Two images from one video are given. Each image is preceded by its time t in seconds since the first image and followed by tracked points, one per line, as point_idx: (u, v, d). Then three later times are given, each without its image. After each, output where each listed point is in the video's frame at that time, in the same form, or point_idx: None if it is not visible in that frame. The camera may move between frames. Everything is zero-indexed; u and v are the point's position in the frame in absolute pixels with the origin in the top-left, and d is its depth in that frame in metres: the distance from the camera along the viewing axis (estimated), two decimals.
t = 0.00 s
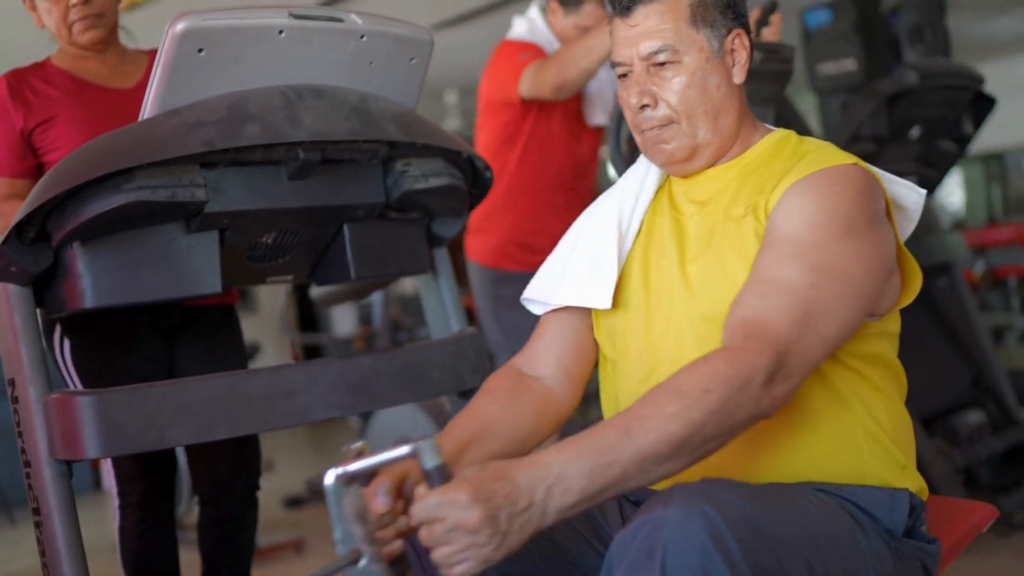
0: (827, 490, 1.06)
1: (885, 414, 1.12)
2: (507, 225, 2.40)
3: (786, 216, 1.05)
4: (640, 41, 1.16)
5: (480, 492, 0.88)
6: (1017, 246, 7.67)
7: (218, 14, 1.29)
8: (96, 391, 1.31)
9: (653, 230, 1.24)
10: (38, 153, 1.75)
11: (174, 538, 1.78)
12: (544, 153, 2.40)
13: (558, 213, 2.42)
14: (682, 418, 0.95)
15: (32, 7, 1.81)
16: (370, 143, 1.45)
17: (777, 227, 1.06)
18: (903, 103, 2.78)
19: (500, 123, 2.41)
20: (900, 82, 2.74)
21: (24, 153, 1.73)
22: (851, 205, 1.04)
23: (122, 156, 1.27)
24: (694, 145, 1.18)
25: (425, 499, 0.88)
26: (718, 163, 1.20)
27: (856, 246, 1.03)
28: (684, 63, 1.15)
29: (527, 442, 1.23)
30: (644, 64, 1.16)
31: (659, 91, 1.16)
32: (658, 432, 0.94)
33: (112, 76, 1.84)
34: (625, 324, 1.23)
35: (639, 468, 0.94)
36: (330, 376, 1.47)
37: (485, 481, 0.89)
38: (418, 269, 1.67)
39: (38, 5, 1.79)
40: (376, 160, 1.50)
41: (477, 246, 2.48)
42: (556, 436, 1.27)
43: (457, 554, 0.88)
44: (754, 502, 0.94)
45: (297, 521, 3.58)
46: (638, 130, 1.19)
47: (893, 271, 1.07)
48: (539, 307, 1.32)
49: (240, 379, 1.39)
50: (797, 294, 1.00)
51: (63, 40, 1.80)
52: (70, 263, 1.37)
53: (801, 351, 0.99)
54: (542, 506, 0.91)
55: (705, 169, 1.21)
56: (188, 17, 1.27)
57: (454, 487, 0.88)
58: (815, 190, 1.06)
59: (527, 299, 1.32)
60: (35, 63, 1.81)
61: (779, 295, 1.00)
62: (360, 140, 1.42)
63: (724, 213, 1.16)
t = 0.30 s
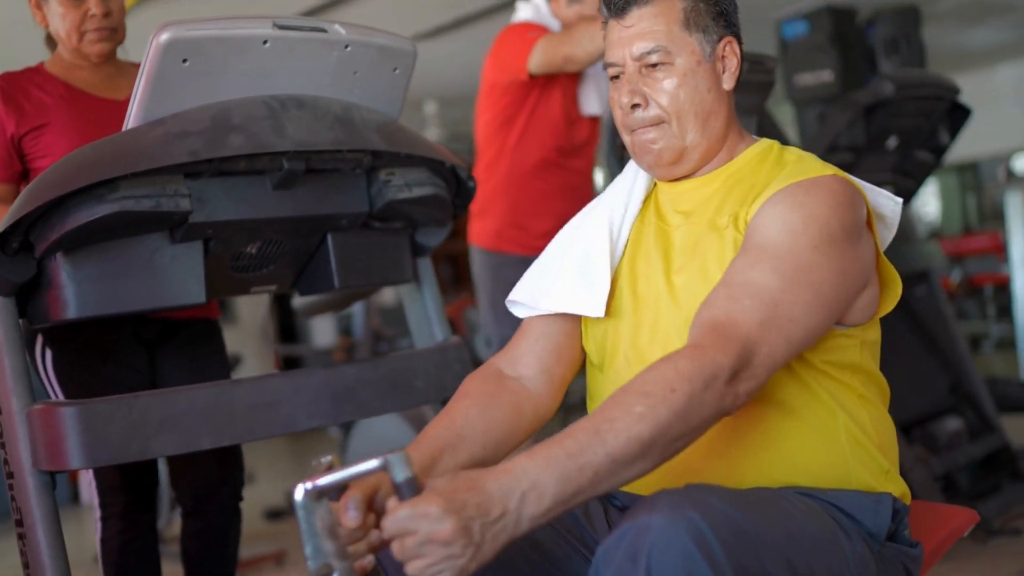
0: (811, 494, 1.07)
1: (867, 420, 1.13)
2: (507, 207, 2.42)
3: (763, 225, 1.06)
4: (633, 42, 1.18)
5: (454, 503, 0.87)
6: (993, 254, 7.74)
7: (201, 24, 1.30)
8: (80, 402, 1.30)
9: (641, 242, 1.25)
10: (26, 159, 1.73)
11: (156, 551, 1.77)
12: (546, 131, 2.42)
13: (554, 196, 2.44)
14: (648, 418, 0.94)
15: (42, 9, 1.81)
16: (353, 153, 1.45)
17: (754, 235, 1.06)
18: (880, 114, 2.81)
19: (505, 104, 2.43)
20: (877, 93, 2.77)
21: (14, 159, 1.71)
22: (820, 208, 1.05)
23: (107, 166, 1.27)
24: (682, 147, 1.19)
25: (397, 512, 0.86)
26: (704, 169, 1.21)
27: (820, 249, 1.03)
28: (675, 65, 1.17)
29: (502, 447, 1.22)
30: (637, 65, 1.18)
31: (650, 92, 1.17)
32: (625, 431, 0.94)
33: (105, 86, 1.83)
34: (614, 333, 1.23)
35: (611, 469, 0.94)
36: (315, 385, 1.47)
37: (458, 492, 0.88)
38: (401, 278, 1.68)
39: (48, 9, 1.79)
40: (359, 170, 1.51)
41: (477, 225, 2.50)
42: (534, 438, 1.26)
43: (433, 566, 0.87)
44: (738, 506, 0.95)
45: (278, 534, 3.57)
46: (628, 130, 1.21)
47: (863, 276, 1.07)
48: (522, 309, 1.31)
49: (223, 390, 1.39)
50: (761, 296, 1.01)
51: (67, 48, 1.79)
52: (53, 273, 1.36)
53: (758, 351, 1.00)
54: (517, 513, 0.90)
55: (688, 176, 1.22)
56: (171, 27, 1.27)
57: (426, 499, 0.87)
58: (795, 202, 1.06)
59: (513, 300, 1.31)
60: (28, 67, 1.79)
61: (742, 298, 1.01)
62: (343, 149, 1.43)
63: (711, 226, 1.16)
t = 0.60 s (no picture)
0: (800, 496, 1.08)
1: (855, 425, 1.14)
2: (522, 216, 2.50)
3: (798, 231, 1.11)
4: (646, 53, 1.22)
5: (554, 456, 0.96)
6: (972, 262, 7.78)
7: (189, 34, 1.30)
8: (67, 412, 1.30)
9: (648, 241, 1.31)
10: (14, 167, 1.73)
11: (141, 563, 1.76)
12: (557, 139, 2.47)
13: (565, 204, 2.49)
14: (743, 426, 1.01)
15: (40, 12, 1.79)
16: (341, 162, 1.46)
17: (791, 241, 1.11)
18: (860, 123, 2.84)
19: (517, 116, 2.49)
20: (856, 102, 2.79)
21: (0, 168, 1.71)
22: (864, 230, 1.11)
23: (94, 176, 1.27)
24: (693, 153, 1.24)
25: (500, 461, 0.95)
26: (713, 174, 1.26)
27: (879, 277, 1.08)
28: (687, 74, 1.21)
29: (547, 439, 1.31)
30: (650, 74, 1.23)
31: (663, 101, 1.21)
32: (718, 433, 1.01)
33: (97, 98, 1.82)
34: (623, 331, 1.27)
35: (696, 464, 1.01)
36: (302, 394, 1.47)
37: (558, 448, 0.97)
38: (387, 286, 1.68)
39: (47, 13, 1.77)
40: (347, 179, 1.51)
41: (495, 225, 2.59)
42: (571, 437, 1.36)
43: (530, 511, 0.95)
44: (731, 507, 0.96)
45: (261, 546, 3.54)
46: (640, 137, 1.25)
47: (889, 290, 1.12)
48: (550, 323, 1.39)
49: (211, 399, 1.39)
50: (845, 326, 1.06)
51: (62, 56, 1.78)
52: (40, 283, 1.36)
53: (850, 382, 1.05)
54: (603, 476, 0.99)
55: (700, 180, 1.27)
56: (159, 37, 1.28)
57: (528, 450, 0.96)
58: (825, 208, 1.11)
59: (539, 317, 1.38)
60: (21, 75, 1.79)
61: (816, 320, 1.06)
62: (330, 159, 1.43)
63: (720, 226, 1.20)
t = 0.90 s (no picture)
0: (791, 493, 1.09)
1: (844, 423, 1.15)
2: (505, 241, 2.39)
3: (825, 237, 1.12)
4: (636, 60, 1.23)
5: (660, 415, 1.05)
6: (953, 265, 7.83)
7: (177, 36, 1.30)
8: (55, 415, 1.30)
9: (647, 242, 1.32)
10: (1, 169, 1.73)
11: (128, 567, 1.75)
12: (535, 162, 2.40)
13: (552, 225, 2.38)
14: (850, 413, 1.05)
15: (24, 14, 1.78)
16: (329, 164, 1.46)
17: (821, 248, 1.12)
18: (844, 126, 2.85)
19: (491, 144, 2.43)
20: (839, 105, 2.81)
21: None
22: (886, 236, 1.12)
23: (82, 178, 1.26)
24: (685, 158, 1.25)
25: (617, 412, 1.06)
26: (707, 176, 1.28)
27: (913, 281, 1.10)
28: (677, 81, 1.22)
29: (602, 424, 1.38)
30: (640, 81, 1.23)
31: (654, 107, 1.22)
32: (826, 415, 1.05)
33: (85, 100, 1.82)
34: (625, 333, 1.28)
35: (806, 442, 1.06)
36: (292, 396, 1.47)
37: (667, 408, 1.06)
38: (375, 288, 1.68)
39: (31, 15, 1.77)
40: (335, 181, 1.52)
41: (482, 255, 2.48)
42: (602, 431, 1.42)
43: (637, 459, 1.05)
44: (725, 503, 0.96)
45: (245, 551, 3.52)
46: (632, 143, 1.26)
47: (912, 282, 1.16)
48: (558, 336, 1.42)
49: (201, 401, 1.39)
50: (918, 322, 1.07)
51: (47, 58, 1.78)
52: (26, 286, 1.35)
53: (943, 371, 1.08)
54: (712, 439, 1.06)
55: (695, 182, 1.29)
56: (146, 38, 1.27)
57: (639, 407, 1.05)
58: (844, 214, 1.12)
59: (548, 330, 1.41)
60: (5, 76, 1.78)
61: (883, 325, 1.07)
62: (319, 161, 1.43)
63: (728, 230, 1.21)
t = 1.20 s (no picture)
0: (785, 493, 1.10)
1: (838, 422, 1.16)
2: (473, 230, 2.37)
3: (823, 240, 1.13)
4: (629, 65, 1.24)
5: (664, 413, 1.06)
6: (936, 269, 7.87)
7: (168, 38, 1.30)
8: (44, 417, 1.29)
9: (641, 244, 1.32)
10: None
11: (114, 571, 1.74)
12: (493, 162, 2.39)
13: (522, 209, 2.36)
14: (856, 417, 1.06)
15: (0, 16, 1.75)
16: (319, 167, 1.46)
17: (820, 251, 1.13)
18: (829, 130, 2.87)
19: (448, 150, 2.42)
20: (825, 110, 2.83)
21: None
22: (882, 237, 1.14)
23: (72, 180, 1.26)
24: (676, 163, 1.26)
25: (622, 409, 1.07)
26: (700, 180, 1.29)
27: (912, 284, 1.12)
28: (668, 85, 1.23)
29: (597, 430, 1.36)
30: (632, 86, 1.24)
31: (645, 112, 1.23)
32: (831, 418, 1.06)
33: (67, 102, 1.79)
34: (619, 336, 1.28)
35: (809, 443, 1.07)
36: (283, 399, 1.47)
37: (673, 407, 1.07)
38: (365, 291, 1.68)
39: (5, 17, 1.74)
40: (325, 184, 1.51)
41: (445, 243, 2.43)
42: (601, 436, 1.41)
43: (640, 456, 1.07)
44: (721, 502, 0.97)
45: (230, 556, 3.50)
46: (624, 147, 1.26)
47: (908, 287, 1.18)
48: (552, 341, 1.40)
49: (192, 404, 1.39)
50: (919, 327, 1.10)
51: (25, 60, 1.76)
52: (15, 288, 1.35)
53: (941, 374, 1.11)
54: (717, 439, 1.07)
55: (687, 187, 1.29)
56: (137, 40, 1.27)
57: (646, 405, 1.07)
58: (840, 216, 1.13)
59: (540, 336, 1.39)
60: None
61: (884, 328, 1.09)
62: (309, 163, 1.43)
63: (723, 233, 1.21)
